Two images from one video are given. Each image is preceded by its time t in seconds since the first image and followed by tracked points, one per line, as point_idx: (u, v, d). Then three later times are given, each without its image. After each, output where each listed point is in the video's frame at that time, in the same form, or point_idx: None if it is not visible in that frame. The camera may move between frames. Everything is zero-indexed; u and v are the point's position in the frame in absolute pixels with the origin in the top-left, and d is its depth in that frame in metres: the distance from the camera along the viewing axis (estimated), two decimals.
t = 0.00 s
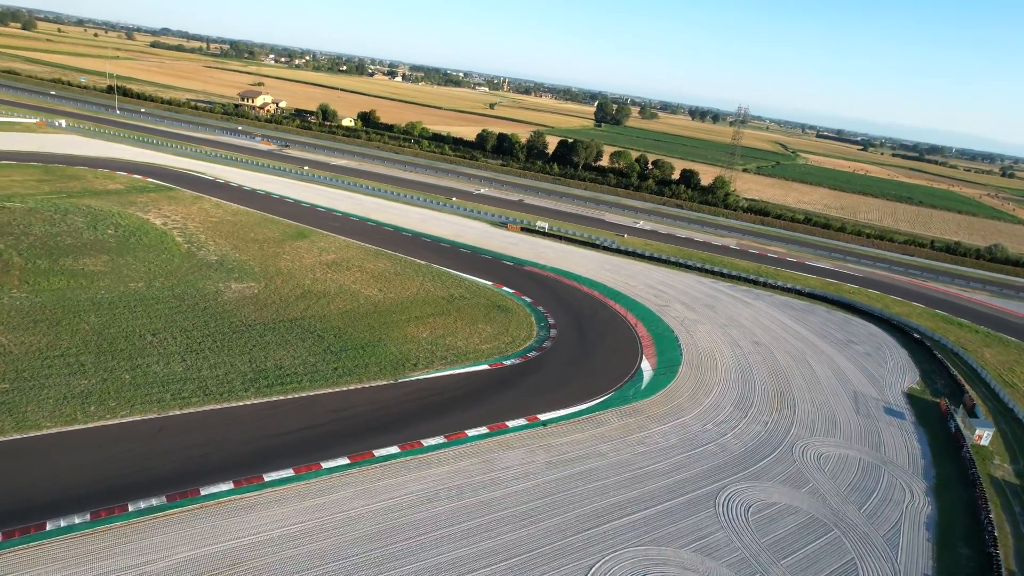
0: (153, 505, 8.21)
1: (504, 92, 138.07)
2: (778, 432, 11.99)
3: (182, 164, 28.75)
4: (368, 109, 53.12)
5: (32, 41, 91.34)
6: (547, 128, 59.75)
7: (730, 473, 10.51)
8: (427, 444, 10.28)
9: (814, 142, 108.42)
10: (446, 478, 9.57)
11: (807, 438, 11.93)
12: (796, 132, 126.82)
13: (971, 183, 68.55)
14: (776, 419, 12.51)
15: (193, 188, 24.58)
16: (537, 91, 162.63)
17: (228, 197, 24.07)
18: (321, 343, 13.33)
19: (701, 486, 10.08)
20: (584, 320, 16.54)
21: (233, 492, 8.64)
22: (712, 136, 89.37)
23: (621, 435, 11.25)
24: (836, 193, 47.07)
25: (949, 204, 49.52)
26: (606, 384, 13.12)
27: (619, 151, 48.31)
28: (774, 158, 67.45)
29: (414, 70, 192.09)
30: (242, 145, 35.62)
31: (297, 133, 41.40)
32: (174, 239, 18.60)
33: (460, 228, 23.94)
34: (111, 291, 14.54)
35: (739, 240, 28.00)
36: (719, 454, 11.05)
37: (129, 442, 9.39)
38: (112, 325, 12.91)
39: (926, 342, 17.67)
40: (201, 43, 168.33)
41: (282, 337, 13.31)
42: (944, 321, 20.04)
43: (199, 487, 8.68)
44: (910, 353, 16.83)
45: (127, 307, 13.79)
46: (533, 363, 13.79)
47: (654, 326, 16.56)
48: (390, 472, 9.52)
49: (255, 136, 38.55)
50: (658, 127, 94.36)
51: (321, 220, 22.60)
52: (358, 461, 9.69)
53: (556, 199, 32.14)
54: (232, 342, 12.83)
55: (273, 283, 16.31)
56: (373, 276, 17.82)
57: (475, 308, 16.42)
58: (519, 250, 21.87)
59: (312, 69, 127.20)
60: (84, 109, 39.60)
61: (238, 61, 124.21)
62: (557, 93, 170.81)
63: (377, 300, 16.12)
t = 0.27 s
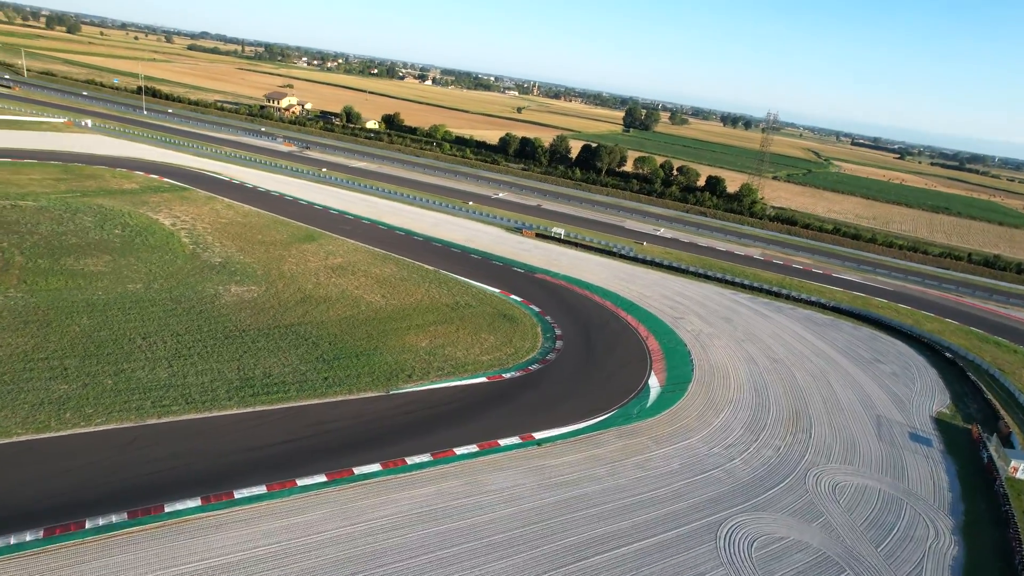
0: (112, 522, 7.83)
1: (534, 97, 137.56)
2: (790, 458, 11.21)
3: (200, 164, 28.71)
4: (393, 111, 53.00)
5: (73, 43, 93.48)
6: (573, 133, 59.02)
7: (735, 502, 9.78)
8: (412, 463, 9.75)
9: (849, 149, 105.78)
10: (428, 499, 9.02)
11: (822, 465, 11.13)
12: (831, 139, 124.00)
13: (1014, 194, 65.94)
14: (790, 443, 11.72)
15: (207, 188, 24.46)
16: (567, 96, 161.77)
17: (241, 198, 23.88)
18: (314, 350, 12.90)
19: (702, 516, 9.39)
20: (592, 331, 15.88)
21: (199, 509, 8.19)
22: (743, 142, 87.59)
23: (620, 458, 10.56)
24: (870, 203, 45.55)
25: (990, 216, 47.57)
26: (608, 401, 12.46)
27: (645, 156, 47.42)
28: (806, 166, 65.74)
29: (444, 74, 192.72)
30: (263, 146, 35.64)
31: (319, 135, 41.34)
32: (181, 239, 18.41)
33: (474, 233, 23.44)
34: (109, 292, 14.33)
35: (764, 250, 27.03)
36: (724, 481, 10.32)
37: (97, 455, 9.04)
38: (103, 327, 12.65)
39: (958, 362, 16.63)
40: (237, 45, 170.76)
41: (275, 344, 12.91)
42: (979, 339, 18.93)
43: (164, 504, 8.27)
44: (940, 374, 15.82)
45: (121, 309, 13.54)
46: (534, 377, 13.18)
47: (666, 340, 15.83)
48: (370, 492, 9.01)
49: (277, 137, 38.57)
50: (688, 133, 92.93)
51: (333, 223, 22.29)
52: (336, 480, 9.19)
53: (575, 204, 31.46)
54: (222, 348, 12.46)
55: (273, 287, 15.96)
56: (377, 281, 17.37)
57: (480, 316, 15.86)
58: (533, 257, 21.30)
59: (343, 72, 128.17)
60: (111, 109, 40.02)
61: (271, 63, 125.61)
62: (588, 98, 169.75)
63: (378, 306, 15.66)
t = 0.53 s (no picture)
0: (66, 538, 7.41)
1: (564, 102, 136.91)
2: (803, 489, 10.42)
3: (220, 163, 28.67)
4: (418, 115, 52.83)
5: (112, 45, 95.52)
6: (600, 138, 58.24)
7: (738, 536, 9.04)
8: (393, 482, 9.21)
9: (887, 159, 103.01)
10: (406, 522, 8.48)
11: (838, 498, 10.32)
12: (867, 149, 121.07)
13: None
14: (803, 472, 10.92)
15: (223, 188, 24.34)
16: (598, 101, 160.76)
17: (255, 199, 23.69)
18: (307, 358, 12.46)
19: (701, 551, 8.67)
20: (600, 344, 15.21)
21: (160, 527, 7.75)
22: (776, 150, 85.77)
23: (618, 483, 9.87)
24: (906, 214, 43.97)
25: None
26: (611, 420, 11.79)
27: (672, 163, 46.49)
28: (841, 176, 63.98)
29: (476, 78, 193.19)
30: (285, 147, 35.61)
31: (342, 137, 41.26)
32: (188, 239, 18.18)
33: (488, 239, 22.91)
34: (107, 292, 14.09)
35: (790, 262, 26.01)
36: (730, 513, 9.56)
37: (65, 464, 8.68)
38: (95, 329, 12.39)
39: (994, 386, 15.56)
40: (273, 48, 173.31)
41: (267, 350, 12.49)
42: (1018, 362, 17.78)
43: (123, 519, 7.83)
44: (974, 400, 14.80)
45: (116, 310, 13.28)
46: (534, 392, 12.56)
47: (678, 355, 15.08)
48: (344, 512, 8.50)
49: (301, 138, 38.55)
50: (719, 140, 91.26)
51: (345, 226, 21.94)
52: (309, 498, 8.69)
53: (596, 211, 30.75)
54: (212, 353, 12.10)
55: (275, 290, 15.60)
56: (382, 286, 16.92)
57: (484, 325, 15.30)
58: (546, 265, 20.68)
59: (375, 75, 129.07)
60: (140, 108, 40.41)
61: (305, 66, 127.04)
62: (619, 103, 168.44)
63: (380, 313, 15.19)
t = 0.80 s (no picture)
0: (15, 551, 7.03)
1: (597, 109, 136.03)
2: (816, 527, 9.62)
3: (242, 162, 28.62)
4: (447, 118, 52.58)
5: (154, 45, 97.42)
6: (630, 146, 57.32)
7: None
8: (370, 503, 8.69)
9: (929, 174, 99.90)
10: (377, 549, 7.93)
11: (854, 538, 9.50)
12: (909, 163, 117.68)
13: None
14: (817, 507, 10.11)
15: (241, 187, 24.20)
16: (632, 109, 159.73)
17: (272, 198, 23.49)
18: (299, 364, 12.03)
19: None
20: (609, 360, 14.53)
21: (113, 543, 7.31)
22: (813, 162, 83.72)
23: (613, 513, 9.20)
24: (946, 231, 42.27)
25: None
26: (612, 442, 11.12)
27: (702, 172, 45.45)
28: (879, 190, 62.05)
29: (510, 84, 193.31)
30: (310, 147, 35.55)
31: (369, 139, 41.13)
32: (197, 237, 17.95)
33: (504, 246, 22.36)
34: (106, 289, 13.86)
35: (819, 278, 24.95)
36: (733, 551, 8.81)
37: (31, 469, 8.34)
38: (87, 327, 12.13)
39: None
40: (312, 50, 175.53)
41: (259, 355, 12.08)
42: None
43: (77, 534, 7.41)
44: (1010, 434, 13.75)
45: (111, 308, 13.02)
46: (534, 409, 11.94)
47: (691, 374, 14.32)
48: (315, 535, 7.98)
49: (327, 140, 38.50)
50: (754, 150, 89.49)
51: (358, 228, 21.57)
52: (279, 516, 8.20)
53: (620, 219, 30.01)
54: (202, 355, 11.75)
55: (277, 292, 15.24)
56: (388, 292, 16.47)
57: (489, 336, 14.74)
58: (561, 275, 20.06)
59: (409, 78, 129.75)
60: (171, 105, 40.79)
61: (341, 68, 128.21)
62: (653, 111, 166.94)
63: (382, 319, 14.70)
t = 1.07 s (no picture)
0: None
1: (634, 116, 134.67)
2: (832, 570, 8.82)
3: (266, 163, 28.57)
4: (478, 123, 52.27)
5: (196, 47, 99.32)
6: (664, 154, 56.28)
7: None
8: (347, 524, 8.19)
9: (977, 188, 96.30)
10: None
11: None
12: (956, 177, 113.76)
13: None
14: (836, 548, 9.29)
15: (261, 188, 24.08)
16: (669, 117, 157.90)
17: (291, 200, 23.29)
18: (294, 372, 11.62)
19: None
20: (621, 376, 13.84)
21: (69, 560, 6.94)
22: (855, 174, 81.31)
23: (609, 546, 8.55)
24: (993, 249, 40.38)
25: None
26: (615, 467, 10.44)
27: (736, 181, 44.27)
28: (923, 204, 59.80)
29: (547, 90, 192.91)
30: (337, 150, 35.50)
31: (397, 142, 40.97)
32: (210, 237, 17.77)
33: (523, 254, 21.81)
34: (109, 288, 13.67)
35: (853, 295, 23.82)
36: None
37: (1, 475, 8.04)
38: (83, 327, 11.91)
39: None
40: (351, 55, 177.57)
41: (253, 361, 11.71)
42: None
43: (35, 548, 7.06)
44: None
45: (110, 308, 12.79)
46: (535, 427, 11.34)
47: (707, 395, 13.55)
48: (284, 558, 7.51)
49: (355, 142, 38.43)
50: (794, 161, 87.36)
51: (375, 232, 21.23)
52: (248, 536, 7.75)
53: (646, 229, 29.20)
54: (194, 360, 11.41)
55: (283, 296, 14.90)
56: (397, 299, 16.02)
57: (496, 348, 14.16)
58: (579, 285, 19.41)
59: (446, 83, 130.19)
60: (203, 106, 41.17)
61: (378, 73, 129.18)
62: (691, 120, 164.81)
63: (387, 327, 14.24)
